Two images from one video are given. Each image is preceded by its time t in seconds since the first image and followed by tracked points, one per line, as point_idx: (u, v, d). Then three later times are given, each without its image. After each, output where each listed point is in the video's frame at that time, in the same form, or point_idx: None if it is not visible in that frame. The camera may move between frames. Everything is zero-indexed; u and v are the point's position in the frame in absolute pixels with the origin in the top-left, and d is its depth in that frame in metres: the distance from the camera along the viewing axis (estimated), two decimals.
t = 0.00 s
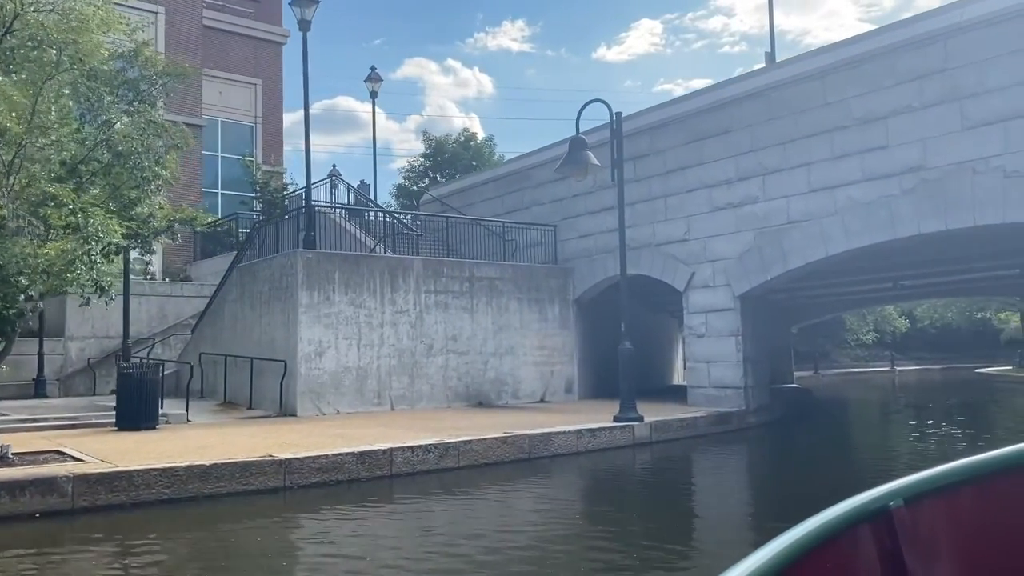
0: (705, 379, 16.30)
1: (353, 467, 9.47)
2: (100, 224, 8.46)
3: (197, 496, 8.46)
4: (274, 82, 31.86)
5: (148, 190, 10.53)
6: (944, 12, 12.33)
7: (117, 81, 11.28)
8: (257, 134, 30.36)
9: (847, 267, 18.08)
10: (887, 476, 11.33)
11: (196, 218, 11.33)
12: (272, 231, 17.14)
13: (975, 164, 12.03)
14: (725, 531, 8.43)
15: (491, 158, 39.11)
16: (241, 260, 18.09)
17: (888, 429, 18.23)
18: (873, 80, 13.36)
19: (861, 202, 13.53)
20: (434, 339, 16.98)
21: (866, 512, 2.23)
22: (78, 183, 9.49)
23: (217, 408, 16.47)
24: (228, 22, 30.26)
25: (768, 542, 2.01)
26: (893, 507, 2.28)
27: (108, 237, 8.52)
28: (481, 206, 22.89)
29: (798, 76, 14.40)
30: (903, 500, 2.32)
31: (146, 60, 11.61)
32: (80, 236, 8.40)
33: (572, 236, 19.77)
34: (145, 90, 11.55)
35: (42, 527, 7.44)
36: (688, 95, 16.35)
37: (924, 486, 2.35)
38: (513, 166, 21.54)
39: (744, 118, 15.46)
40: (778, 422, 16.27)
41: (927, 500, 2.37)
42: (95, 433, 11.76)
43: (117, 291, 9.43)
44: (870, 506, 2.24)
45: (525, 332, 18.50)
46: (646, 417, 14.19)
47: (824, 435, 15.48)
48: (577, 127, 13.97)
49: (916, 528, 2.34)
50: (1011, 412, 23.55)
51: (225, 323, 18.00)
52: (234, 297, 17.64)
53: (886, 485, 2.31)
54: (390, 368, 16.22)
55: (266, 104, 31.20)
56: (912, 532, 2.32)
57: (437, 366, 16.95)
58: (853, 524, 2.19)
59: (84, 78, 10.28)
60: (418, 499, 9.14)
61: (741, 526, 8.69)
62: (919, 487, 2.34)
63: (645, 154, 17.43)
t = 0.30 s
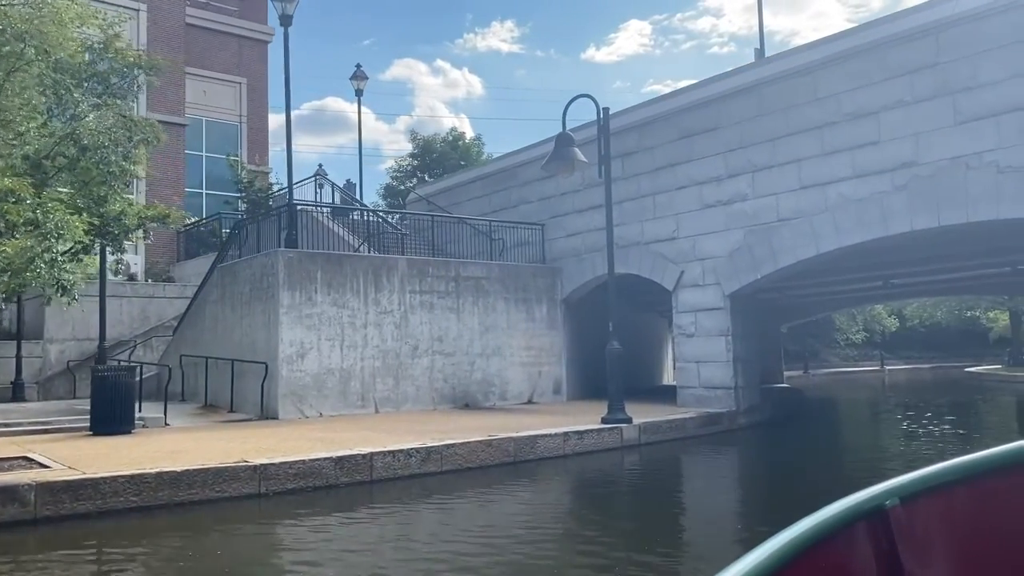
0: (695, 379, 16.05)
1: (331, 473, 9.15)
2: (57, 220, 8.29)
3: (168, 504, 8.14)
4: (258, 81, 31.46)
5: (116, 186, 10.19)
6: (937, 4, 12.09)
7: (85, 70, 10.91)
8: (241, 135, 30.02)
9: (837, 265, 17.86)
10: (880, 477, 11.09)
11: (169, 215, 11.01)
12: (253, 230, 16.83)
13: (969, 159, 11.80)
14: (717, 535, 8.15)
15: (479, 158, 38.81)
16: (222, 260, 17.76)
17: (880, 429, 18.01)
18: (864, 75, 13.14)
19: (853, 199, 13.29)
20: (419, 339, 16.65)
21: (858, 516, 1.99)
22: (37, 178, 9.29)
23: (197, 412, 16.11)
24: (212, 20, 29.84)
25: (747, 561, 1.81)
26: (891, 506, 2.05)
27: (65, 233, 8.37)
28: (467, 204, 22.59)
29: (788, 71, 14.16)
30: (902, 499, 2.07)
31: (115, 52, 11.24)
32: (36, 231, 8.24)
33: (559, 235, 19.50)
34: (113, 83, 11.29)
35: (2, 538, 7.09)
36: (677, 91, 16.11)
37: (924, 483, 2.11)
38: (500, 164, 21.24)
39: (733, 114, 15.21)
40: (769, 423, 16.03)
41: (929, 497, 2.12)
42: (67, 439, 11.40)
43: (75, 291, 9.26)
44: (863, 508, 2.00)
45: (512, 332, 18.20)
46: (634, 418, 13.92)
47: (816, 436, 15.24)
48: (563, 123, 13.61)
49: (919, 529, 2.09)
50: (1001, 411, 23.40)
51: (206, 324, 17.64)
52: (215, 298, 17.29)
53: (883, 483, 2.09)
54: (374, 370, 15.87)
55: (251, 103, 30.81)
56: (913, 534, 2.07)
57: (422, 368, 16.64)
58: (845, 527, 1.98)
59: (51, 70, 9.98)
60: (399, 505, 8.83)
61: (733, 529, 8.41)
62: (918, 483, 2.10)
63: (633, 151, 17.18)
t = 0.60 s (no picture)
0: (684, 380, 15.81)
1: (308, 478, 8.83)
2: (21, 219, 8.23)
3: (136, 513, 7.80)
4: (243, 80, 31.07)
5: (83, 182, 10.10)
6: None
7: (56, 65, 10.49)
8: (226, 134, 29.64)
9: (827, 264, 17.66)
10: (874, 479, 10.85)
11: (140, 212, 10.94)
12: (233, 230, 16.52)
13: (962, 156, 11.58)
14: (708, 540, 7.88)
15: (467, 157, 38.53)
16: (202, 260, 17.40)
17: (871, 430, 17.81)
18: (855, 70, 12.91)
19: (844, 196, 13.06)
20: (405, 341, 16.34)
21: (855, 516, 2.01)
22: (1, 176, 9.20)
23: (176, 415, 15.74)
24: (196, 18, 29.46)
25: (745, 562, 1.82)
26: (888, 507, 2.06)
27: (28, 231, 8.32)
28: (454, 204, 22.28)
29: (778, 66, 13.93)
30: (900, 499, 2.09)
31: (87, 44, 10.75)
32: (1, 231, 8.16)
33: (547, 234, 19.21)
34: (84, 77, 10.87)
35: None
36: (666, 88, 15.86)
37: (922, 483, 2.11)
38: (487, 162, 20.95)
39: (722, 111, 14.96)
40: (759, 424, 15.79)
41: (928, 497, 2.12)
42: (37, 444, 11.03)
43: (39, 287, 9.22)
44: (857, 510, 2.02)
45: (499, 333, 17.91)
46: (623, 420, 13.65)
47: (807, 438, 15.00)
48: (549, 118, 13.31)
49: (919, 531, 2.10)
50: (991, 411, 23.27)
51: (186, 326, 17.28)
52: (195, 299, 16.94)
53: (877, 484, 2.10)
54: (357, 372, 15.55)
55: (235, 102, 30.38)
56: (914, 536, 2.09)
57: (407, 370, 16.31)
58: (844, 527, 1.99)
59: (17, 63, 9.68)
60: (379, 512, 8.52)
61: (724, 534, 8.15)
62: (917, 483, 2.11)
63: (621, 149, 16.92)
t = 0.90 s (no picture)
0: (673, 381, 15.55)
1: (283, 485, 8.51)
2: None
3: (100, 522, 7.46)
4: (228, 79, 30.69)
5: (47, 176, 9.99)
6: None
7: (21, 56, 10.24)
8: (211, 132, 29.27)
9: (816, 263, 17.45)
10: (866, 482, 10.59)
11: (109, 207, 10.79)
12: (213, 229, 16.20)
13: (954, 153, 11.36)
14: (698, 547, 7.60)
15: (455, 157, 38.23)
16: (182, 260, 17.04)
17: (861, 430, 17.62)
18: (846, 65, 12.69)
19: (835, 194, 12.83)
20: (389, 342, 16.01)
21: (859, 511, 2.10)
22: None
23: (155, 418, 15.37)
24: (179, 15, 29.08)
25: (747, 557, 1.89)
26: (887, 506, 2.16)
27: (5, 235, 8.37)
28: (441, 203, 21.97)
29: (767, 62, 13.70)
30: (898, 499, 2.18)
31: (52, 36, 10.49)
32: None
33: (535, 233, 18.93)
34: (50, 69, 10.61)
35: None
36: (653, 85, 15.61)
37: (918, 483, 2.20)
38: (473, 161, 20.66)
39: (712, 108, 14.71)
40: (749, 426, 15.54)
41: (922, 498, 2.22)
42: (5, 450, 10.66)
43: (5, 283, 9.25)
44: (863, 505, 2.11)
45: (485, 334, 17.60)
46: (610, 422, 13.38)
47: (798, 439, 14.77)
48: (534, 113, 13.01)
49: (911, 528, 2.20)
50: (981, 411, 23.14)
51: (165, 327, 16.92)
52: (174, 300, 16.57)
53: (877, 483, 2.19)
54: (340, 373, 15.22)
55: (220, 100, 29.94)
56: (906, 531, 2.19)
57: (392, 371, 16.00)
58: (848, 521, 2.08)
59: None
60: (356, 519, 8.20)
61: (714, 540, 7.86)
62: (914, 484, 2.20)
63: (609, 147, 16.65)
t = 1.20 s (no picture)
0: (661, 383, 15.31)
1: (256, 490, 8.19)
2: None
3: (62, 530, 7.12)
4: (212, 76, 30.23)
5: (9, 171, 9.85)
6: None
7: None
8: (194, 129, 28.83)
9: (805, 262, 17.24)
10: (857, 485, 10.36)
11: (75, 203, 10.34)
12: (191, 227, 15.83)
13: (947, 150, 11.15)
14: (686, 553, 7.32)
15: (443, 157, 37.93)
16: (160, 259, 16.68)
17: (850, 432, 17.42)
18: (836, 61, 12.47)
19: (826, 192, 12.61)
20: (372, 342, 15.69)
21: (834, 519, 1.71)
22: None
23: (131, 420, 15.00)
24: (162, 11, 28.61)
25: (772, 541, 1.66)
26: (876, 508, 1.76)
27: None
28: (426, 201, 21.65)
29: (757, 58, 13.47)
30: (888, 500, 1.77)
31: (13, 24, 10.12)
32: None
33: (521, 231, 18.63)
34: (13, 57, 10.41)
35: None
36: (641, 81, 15.37)
37: (912, 481, 1.78)
38: (459, 159, 20.34)
39: (700, 104, 14.47)
40: (738, 428, 15.31)
41: (918, 499, 1.78)
42: None
43: None
44: (840, 511, 1.71)
45: (470, 335, 17.30)
46: (596, 424, 13.10)
47: (787, 441, 14.53)
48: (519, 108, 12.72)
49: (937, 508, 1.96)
50: (969, 412, 23.01)
51: (143, 327, 16.55)
52: (152, 299, 16.21)
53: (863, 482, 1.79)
54: (321, 375, 14.89)
55: (204, 98, 29.50)
56: (903, 539, 1.77)
57: (375, 372, 15.67)
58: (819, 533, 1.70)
59: None
60: (332, 526, 7.88)
61: (703, 545, 7.59)
62: (907, 483, 1.78)
63: (596, 144, 16.39)
